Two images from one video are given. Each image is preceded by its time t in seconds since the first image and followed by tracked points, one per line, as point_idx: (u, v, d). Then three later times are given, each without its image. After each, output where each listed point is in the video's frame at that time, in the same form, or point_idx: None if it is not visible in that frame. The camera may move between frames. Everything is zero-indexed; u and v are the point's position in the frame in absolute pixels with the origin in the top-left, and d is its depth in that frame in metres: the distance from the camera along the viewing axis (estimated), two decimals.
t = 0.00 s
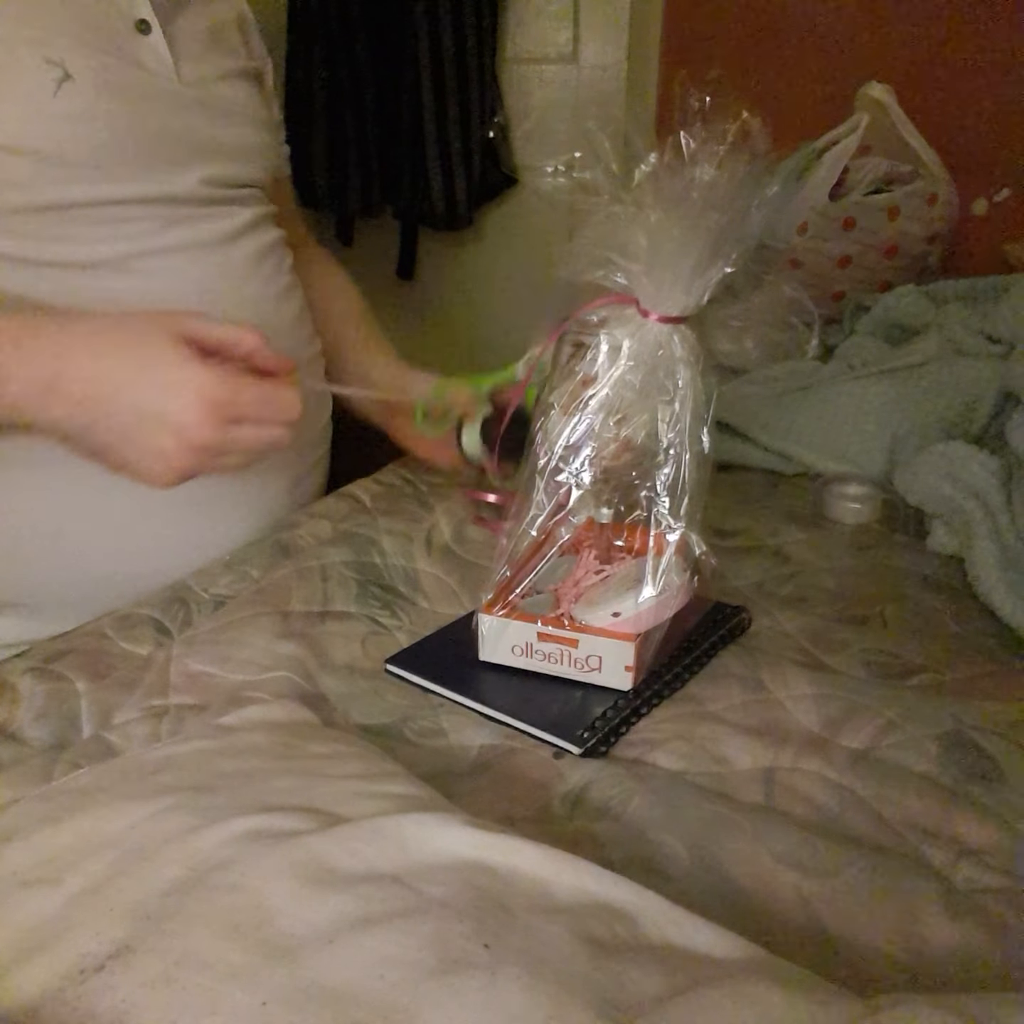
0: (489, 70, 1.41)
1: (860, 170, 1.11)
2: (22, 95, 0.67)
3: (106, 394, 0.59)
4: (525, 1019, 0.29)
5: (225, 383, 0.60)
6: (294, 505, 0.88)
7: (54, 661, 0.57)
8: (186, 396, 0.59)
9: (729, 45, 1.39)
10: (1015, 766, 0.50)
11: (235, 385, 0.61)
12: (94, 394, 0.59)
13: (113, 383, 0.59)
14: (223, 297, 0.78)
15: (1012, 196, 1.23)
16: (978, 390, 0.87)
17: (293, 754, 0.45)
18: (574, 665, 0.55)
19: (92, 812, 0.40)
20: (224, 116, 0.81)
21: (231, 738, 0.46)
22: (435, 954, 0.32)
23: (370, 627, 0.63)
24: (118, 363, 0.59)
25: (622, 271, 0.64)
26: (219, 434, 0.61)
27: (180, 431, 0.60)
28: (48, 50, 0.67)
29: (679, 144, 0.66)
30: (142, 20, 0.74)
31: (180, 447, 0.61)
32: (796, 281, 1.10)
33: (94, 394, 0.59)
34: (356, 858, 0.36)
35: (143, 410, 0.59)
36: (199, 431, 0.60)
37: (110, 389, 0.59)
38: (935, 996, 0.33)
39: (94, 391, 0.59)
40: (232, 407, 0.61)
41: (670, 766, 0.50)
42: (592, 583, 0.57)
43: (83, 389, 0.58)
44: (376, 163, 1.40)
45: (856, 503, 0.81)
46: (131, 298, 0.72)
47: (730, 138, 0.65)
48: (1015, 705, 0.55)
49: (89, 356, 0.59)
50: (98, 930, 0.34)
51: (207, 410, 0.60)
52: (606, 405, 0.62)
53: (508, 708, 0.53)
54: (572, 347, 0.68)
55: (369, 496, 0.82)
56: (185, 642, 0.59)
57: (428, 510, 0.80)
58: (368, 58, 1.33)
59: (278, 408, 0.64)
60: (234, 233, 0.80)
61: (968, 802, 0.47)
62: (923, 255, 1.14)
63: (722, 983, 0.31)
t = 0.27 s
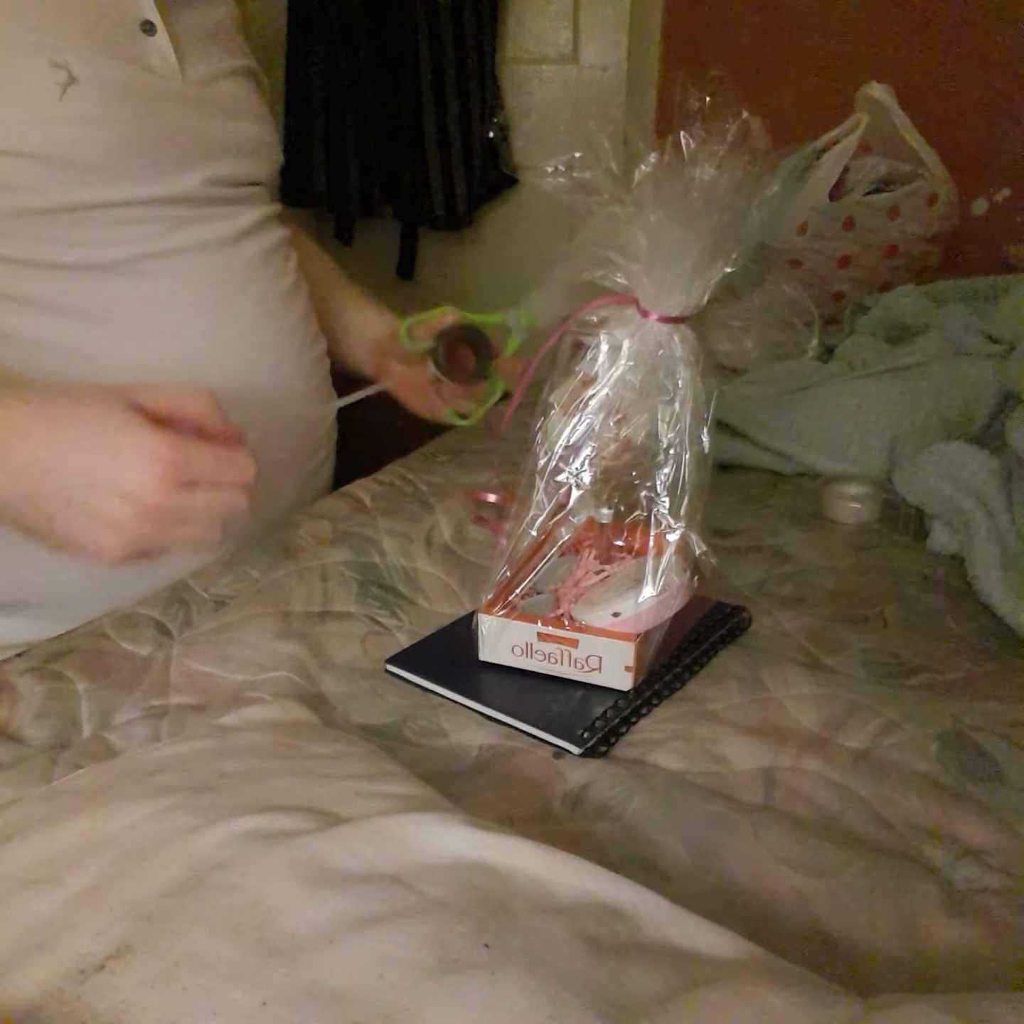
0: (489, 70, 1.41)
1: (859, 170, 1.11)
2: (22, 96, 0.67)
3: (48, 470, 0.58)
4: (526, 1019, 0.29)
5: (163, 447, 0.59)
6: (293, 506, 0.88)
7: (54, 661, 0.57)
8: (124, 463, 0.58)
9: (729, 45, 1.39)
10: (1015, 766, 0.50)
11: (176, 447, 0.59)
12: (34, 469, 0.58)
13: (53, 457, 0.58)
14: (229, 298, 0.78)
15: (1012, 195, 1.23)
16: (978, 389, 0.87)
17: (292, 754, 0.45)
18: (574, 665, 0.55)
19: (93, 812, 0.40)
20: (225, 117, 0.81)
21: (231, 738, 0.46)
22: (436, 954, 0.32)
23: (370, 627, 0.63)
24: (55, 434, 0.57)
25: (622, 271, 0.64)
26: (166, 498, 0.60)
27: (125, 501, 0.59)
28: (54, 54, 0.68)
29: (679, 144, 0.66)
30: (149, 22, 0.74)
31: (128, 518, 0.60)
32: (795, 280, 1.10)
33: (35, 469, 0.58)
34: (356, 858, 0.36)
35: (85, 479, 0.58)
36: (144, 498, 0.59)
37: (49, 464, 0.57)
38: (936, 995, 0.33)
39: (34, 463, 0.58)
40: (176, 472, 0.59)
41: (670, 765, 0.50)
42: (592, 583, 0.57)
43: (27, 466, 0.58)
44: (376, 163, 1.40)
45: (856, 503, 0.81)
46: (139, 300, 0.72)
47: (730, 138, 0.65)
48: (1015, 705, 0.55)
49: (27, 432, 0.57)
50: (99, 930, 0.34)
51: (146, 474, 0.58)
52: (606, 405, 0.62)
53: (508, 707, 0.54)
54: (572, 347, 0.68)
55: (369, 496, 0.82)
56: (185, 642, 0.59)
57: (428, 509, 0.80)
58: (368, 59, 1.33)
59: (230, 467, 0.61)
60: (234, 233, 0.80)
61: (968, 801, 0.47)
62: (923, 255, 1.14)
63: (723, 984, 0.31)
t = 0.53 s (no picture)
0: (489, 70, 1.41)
1: (859, 170, 1.11)
2: (23, 95, 0.67)
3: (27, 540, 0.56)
4: (526, 1019, 0.29)
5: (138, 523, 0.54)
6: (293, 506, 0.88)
7: (54, 661, 0.57)
8: (94, 535, 0.54)
9: (729, 45, 1.39)
10: (1015, 766, 0.50)
11: (154, 523, 0.54)
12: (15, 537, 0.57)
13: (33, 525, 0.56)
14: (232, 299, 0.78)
15: (1012, 195, 1.23)
16: (978, 389, 0.87)
17: (293, 754, 0.45)
18: (574, 665, 0.55)
19: (92, 812, 0.40)
20: (226, 117, 0.81)
21: (231, 738, 0.46)
22: (435, 954, 0.32)
23: (370, 627, 0.63)
24: (40, 499, 0.57)
25: (623, 271, 0.64)
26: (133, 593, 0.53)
27: (88, 588, 0.53)
28: (58, 57, 0.68)
29: (680, 144, 0.66)
30: (148, 21, 0.74)
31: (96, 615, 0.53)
32: (795, 280, 1.10)
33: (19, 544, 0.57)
34: (355, 858, 0.36)
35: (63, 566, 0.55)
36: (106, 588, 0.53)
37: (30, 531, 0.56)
38: (937, 995, 0.33)
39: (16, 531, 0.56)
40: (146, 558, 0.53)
41: (670, 765, 0.50)
42: (592, 583, 0.56)
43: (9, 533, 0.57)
44: (376, 163, 1.40)
45: (856, 503, 0.81)
46: (143, 299, 0.72)
47: (730, 138, 0.65)
48: (1016, 704, 0.55)
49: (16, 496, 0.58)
50: (99, 929, 0.34)
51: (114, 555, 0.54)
52: (606, 406, 0.62)
53: (508, 707, 0.53)
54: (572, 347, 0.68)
55: (369, 496, 0.82)
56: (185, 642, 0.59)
57: (428, 510, 0.80)
58: (368, 58, 1.33)
59: (226, 559, 0.55)
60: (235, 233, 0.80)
61: (967, 801, 0.47)
62: (923, 255, 1.14)
63: (723, 984, 0.31)
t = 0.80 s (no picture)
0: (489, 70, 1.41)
1: (859, 170, 1.11)
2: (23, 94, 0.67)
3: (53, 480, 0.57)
4: (527, 1019, 0.29)
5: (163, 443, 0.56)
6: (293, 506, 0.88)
7: (54, 661, 0.57)
8: (125, 457, 0.56)
9: (730, 46, 1.39)
10: (1015, 766, 0.50)
11: (181, 439, 0.56)
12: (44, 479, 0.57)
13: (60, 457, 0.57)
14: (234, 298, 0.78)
15: (1012, 195, 1.23)
16: (978, 389, 0.87)
17: (293, 754, 0.45)
18: (574, 665, 0.55)
19: (92, 812, 0.40)
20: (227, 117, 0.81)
21: (231, 738, 0.46)
22: (435, 954, 0.32)
23: (370, 627, 0.63)
24: (54, 430, 0.58)
25: (623, 271, 0.64)
26: (168, 509, 0.54)
27: (126, 511, 0.54)
28: (60, 56, 0.68)
29: (680, 145, 0.66)
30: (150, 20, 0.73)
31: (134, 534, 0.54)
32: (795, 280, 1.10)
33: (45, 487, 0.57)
34: (356, 859, 0.36)
35: (95, 494, 0.56)
36: (142, 505, 0.54)
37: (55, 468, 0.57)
38: (937, 996, 0.33)
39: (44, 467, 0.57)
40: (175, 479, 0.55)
41: (670, 765, 0.50)
42: (592, 583, 0.56)
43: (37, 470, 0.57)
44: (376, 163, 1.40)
45: (856, 503, 0.81)
46: (142, 299, 0.72)
47: (730, 138, 0.65)
48: (1016, 705, 0.55)
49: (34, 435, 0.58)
50: (99, 930, 0.34)
51: (145, 475, 0.55)
52: (606, 405, 0.62)
53: (508, 707, 0.53)
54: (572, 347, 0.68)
55: (369, 496, 0.82)
56: (185, 642, 0.59)
57: (428, 509, 0.80)
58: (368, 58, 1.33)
59: (243, 468, 0.56)
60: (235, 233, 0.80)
61: (966, 801, 0.48)
62: (923, 255, 1.14)
63: (724, 983, 0.31)
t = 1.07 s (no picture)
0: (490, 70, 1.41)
1: (860, 170, 1.11)
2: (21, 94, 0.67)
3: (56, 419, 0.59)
4: (526, 1019, 0.29)
5: (149, 373, 0.57)
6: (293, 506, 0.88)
7: (53, 661, 0.57)
8: (118, 391, 0.57)
9: (730, 46, 1.39)
10: (1015, 767, 0.50)
11: (162, 366, 0.57)
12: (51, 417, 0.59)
13: (60, 395, 0.58)
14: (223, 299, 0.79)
15: (1012, 196, 1.23)
16: (978, 390, 0.86)
17: (292, 754, 0.45)
18: (574, 665, 0.55)
19: (92, 812, 0.40)
20: (225, 116, 0.81)
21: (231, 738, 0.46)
22: (435, 954, 0.32)
23: (370, 627, 0.63)
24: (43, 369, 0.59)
25: (623, 271, 0.64)
26: (171, 437, 0.58)
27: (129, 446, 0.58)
28: (48, 57, 0.67)
29: (680, 145, 0.66)
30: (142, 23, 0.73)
31: (148, 466, 0.58)
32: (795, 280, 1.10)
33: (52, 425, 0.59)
34: (356, 859, 0.36)
35: (100, 429, 0.58)
36: (147, 442, 0.58)
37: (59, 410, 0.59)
38: (937, 996, 0.33)
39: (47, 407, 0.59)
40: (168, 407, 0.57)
41: (670, 765, 0.50)
42: (592, 583, 0.56)
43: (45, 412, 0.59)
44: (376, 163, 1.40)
45: (856, 503, 0.81)
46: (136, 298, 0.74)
47: (730, 138, 0.65)
48: (1015, 705, 0.55)
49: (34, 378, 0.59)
50: (99, 930, 0.34)
51: (138, 412, 0.57)
52: (606, 405, 0.62)
53: (508, 707, 0.53)
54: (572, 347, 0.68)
55: (369, 496, 0.82)
56: (185, 642, 0.59)
57: (428, 509, 0.80)
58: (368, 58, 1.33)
59: (230, 385, 0.57)
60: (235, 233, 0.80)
61: (967, 801, 0.47)
62: (923, 255, 1.14)
63: (723, 983, 0.31)
